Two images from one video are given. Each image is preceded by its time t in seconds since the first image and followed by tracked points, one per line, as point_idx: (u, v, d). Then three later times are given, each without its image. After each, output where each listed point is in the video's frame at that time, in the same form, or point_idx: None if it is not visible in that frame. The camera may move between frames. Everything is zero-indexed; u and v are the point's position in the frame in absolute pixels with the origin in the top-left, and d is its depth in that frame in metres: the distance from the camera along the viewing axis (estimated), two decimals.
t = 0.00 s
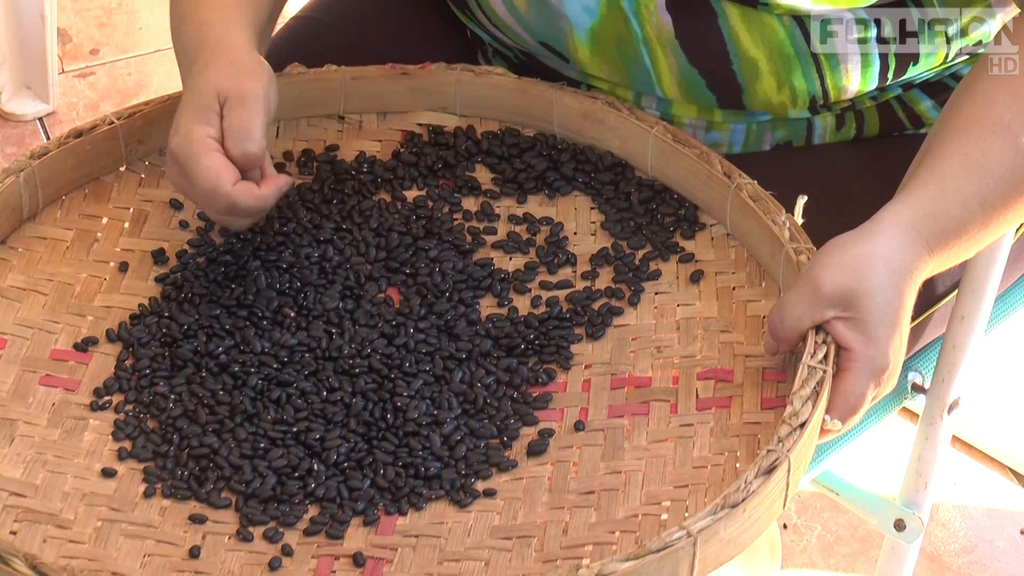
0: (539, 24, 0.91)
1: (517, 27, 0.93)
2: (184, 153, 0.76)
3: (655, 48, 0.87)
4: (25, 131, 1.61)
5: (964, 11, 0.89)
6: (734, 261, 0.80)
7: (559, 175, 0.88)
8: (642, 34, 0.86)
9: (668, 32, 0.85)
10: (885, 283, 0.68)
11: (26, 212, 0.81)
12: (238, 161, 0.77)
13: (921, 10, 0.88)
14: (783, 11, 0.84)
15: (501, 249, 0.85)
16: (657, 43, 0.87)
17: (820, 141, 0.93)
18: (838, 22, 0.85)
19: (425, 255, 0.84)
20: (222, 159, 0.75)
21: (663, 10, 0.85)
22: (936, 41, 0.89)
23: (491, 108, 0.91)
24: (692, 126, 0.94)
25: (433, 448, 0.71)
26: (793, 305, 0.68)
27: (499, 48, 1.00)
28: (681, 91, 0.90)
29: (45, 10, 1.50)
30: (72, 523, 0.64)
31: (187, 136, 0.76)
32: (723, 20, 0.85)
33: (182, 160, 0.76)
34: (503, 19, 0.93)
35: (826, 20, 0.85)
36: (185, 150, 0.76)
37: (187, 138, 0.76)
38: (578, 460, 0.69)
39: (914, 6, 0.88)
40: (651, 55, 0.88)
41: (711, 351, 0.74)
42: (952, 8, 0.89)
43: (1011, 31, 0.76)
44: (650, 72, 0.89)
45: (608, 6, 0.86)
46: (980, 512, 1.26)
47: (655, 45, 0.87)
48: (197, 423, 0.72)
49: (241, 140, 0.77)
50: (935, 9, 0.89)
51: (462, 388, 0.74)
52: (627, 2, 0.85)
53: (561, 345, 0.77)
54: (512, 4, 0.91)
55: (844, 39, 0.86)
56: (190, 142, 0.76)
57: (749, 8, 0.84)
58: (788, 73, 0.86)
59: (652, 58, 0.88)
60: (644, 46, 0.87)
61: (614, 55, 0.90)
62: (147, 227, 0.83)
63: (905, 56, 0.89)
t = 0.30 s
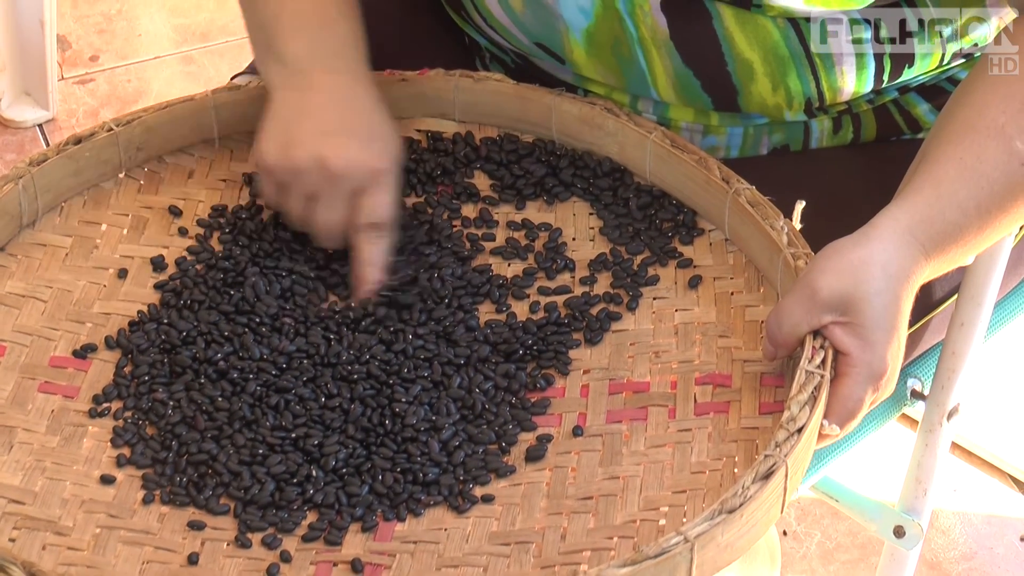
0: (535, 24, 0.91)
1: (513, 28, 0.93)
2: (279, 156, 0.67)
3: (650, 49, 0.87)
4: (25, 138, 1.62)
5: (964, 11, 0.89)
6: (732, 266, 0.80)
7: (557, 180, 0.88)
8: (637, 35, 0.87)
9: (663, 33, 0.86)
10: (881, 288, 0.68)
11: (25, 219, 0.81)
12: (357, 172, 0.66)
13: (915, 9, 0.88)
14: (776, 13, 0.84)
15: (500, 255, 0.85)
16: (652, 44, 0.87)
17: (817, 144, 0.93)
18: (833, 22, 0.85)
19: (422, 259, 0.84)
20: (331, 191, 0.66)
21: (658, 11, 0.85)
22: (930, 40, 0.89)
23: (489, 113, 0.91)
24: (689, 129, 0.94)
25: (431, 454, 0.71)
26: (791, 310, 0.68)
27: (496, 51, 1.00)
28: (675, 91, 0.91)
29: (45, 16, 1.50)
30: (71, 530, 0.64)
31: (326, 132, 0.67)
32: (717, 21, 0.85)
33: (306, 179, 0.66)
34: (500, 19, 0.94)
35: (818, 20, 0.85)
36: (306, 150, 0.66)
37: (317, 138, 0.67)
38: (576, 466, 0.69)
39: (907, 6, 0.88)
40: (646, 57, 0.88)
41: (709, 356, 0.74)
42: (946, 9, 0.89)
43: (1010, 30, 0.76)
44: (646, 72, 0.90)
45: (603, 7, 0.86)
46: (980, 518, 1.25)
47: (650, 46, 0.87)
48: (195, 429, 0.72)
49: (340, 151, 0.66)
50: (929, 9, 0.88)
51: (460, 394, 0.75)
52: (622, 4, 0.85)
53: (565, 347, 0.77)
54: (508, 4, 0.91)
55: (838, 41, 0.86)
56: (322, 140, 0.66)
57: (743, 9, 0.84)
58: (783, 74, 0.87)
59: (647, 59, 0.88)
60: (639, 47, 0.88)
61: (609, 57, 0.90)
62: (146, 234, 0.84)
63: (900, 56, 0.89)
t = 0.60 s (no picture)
0: (537, 33, 0.91)
1: (515, 36, 0.93)
2: (329, 144, 0.72)
3: (653, 59, 0.88)
4: (24, 140, 1.61)
5: (964, 11, 0.89)
6: (735, 271, 0.80)
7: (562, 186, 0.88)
8: (640, 45, 0.87)
9: (666, 42, 0.86)
10: (886, 293, 0.68)
11: (26, 220, 0.80)
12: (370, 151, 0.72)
13: (917, 10, 0.89)
14: (780, 22, 0.84)
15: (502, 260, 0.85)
16: (655, 54, 0.87)
17: (821, 150, 0.93)
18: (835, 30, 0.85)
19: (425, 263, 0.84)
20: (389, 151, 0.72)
21: (661, 21, 0.85)
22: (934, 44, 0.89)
23: (493, 119, 0.92)
24: (692, 136, 0.94)
25: (434, 456, 0.70)
26: (795, 314, 0.67)
27: (500, 57, 1.00)
28: (678, 99, 0.91)
29: (45, 18, 1.51)
30: (73, 527, 0.64)
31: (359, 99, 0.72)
32: (721, 30, 0.85)
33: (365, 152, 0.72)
34: (501, 26, 0.94)
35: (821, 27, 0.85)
36: (357, 126, 0.71)
37: (353, 114, 0.71)
38: (580, 468, 0.68)
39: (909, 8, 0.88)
40: (649, 67, 0.88)
41: (713, 361, 0.74)
42: (947, 9, 0.89)
43: (1010, 34, 0.77)
44: (649, 83, 0.90)
45: (606, 17, 0.86)
46: (980, 522, 1.25)
47: (653, 56, 0.87)
48: (197, 430, 0.72)
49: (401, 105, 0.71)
50: (931, 10, 0.89)
51: (463, 397, 0.74)
52: (625, 14, 0.85)
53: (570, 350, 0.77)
54: (510, 12, 0.91)
55: (841, 48, 0.86)
56: (364, 108, 0.71)
57: (747, 18, 0.85)
58: (786, 83, 0.87)
59: (651, 69, 0.89)
60: (642, 57, 0.88)
61: (612, 65, 0.90)
62: (147, 236, 0.84)
63: (905, 55, 0.89)
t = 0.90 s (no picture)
0: (533, 37, 0.92)
1: (511, 40, 0.94)
2: (164, 134, 0.71)
3: (649, 63, 0.88)
4: (24, 140, 1.61)
5: (964, 11, 0.90)
6: (733, 269, 0.80)
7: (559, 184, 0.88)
8: (635, 49, 0.87)
9: (661, 46, 0.86)
10: (884, 290, 0.68)
11: (23, 217, 0.80)
12: (243, 166, 0.71)
13: (913, 10, 0.89)
14: (775, 24, 0.84)
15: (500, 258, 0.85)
16: (650, 58, 0.87)
17: (819, 150, 0.93)
18: (831, 33, 0.86)
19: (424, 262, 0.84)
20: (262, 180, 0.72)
21: (655, 25, 0.86)
22: (930, 42, 0.90)
23: (490, 117, 0.92)
24: (689, 136, 0.94)
25: (430, 452, 0.70)
26: (793, 311, 0.68)
27: (497, 58, 1.00)
28: (675, 102, 0.91)
29: (45, 17, 1.51)
30: (67, 522, 0.64)
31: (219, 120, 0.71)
32: (716, 33, 0.85)
33: (193, 162, 0.71)
34: (496, 30, 0.94)
35: (816, 29, 0.85)
36: (194, 134, 0.70)
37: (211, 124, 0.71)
38: (576, 464, 0.68)
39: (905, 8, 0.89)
40: (644, 71, 0.89)
41: (710, 358, 0.74)
42: (942, 9, 0.90)
43: (1010, 33, 0.77)
44: (645, 87, 0.90)
45: (600, 21, 0.87)
46: (981, 521, 1.25)
47: (648, 59, 0.88)
48: (193, 425, 0.72)
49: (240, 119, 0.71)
50: (926, 10, 0.89)
51: (459, 393, 0.74)
52: (620, 18, 0.86)
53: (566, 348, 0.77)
54: (505, 17, 0.91)
55: (837, 50, 0.86)
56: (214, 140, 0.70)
57: (742, 21, 0.85)
58: (783, 85, 0.87)
59: (646, 74, 0.89)
60: (637, 61, 0.88)
61: (607, 69, 0.90)
62: (144, 234, 0.84)
63: (901, 57, 0.89)
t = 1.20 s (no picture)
0: (530, 38, 0.91)
1: (509, 40, 0.93)
2: (307, 144, 0.79)
3: (646, 66, 0.88)
4: (25, 136, 1.61)
5: (964, 11, 0.90)
6: (734, 270, 0.80)
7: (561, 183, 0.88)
8: (632, 52, 0.87)
9: (658, 49, 0.86)
10: (885, 293, 0.68)
11: (24, 214, 0.80)
12: (388, 121, 0.78)
13: (913, 10, 0.89)
14: (771, 25, 0.84)
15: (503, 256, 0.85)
16: (648, 60, 0.87)
17: (820, 150, 0.93)
18: (827, 34, 0.85)
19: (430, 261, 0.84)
20: (414, 130, 0.79)
21: (652, 27, 0.85)
22: (929, 42, 0.90)
23: (491, 117, 0.91)
24: (689, 136, 0.94)
25: (431, 453, 0.70)
26: (795, 314, 0.67)
27: (497, 58, 1.00)
28: (674, 103, 0.90)
29: (45, 14, 1.50)
30: (69, 522, 0.64)
31: (339, 92, 0.78)
32: (713, 35, 0.85)
33: (344, 150, 0.79)
34: (495, 31, 0.94)
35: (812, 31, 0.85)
36: (333, 127, 0.78)
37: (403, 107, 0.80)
38: (577, 466, 0.68)
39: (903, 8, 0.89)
40: (642, 73, 0.88)
41: (711, 360, 0.74)
42: (942, 10, 0.90)
43: (1011, 33, 0.77)
44: (643, 88, 0.90)
45: (597, 23, 0.86)
46: (982, 519, 1.25)
47: (645, 62, 0.87)
48: (194, 425, 0.72)
49: (353, 85, 0.79)
50: (925, 10, 0.90)
51: (460, 394, 0.74)
52: (616, 20, 0.85)
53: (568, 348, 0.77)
54: (502, 17, 0.91)
55: (834, 50, 0.86)
56: (343, 109, 0.78)
57: (739, 22, 0.85)
58: (781, 86, 0.87)
59: (644, 76, 0.89)
60: (635, 63, 0.88)
61: (605, 71, 0.90)
62: (145, 232, 0.83)
63: (899, 57, 0.89)
